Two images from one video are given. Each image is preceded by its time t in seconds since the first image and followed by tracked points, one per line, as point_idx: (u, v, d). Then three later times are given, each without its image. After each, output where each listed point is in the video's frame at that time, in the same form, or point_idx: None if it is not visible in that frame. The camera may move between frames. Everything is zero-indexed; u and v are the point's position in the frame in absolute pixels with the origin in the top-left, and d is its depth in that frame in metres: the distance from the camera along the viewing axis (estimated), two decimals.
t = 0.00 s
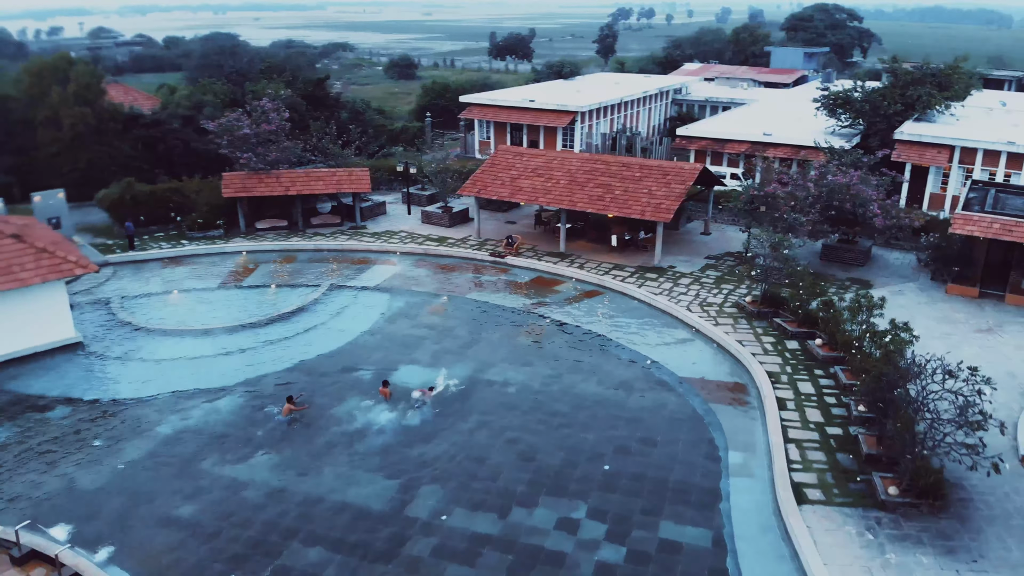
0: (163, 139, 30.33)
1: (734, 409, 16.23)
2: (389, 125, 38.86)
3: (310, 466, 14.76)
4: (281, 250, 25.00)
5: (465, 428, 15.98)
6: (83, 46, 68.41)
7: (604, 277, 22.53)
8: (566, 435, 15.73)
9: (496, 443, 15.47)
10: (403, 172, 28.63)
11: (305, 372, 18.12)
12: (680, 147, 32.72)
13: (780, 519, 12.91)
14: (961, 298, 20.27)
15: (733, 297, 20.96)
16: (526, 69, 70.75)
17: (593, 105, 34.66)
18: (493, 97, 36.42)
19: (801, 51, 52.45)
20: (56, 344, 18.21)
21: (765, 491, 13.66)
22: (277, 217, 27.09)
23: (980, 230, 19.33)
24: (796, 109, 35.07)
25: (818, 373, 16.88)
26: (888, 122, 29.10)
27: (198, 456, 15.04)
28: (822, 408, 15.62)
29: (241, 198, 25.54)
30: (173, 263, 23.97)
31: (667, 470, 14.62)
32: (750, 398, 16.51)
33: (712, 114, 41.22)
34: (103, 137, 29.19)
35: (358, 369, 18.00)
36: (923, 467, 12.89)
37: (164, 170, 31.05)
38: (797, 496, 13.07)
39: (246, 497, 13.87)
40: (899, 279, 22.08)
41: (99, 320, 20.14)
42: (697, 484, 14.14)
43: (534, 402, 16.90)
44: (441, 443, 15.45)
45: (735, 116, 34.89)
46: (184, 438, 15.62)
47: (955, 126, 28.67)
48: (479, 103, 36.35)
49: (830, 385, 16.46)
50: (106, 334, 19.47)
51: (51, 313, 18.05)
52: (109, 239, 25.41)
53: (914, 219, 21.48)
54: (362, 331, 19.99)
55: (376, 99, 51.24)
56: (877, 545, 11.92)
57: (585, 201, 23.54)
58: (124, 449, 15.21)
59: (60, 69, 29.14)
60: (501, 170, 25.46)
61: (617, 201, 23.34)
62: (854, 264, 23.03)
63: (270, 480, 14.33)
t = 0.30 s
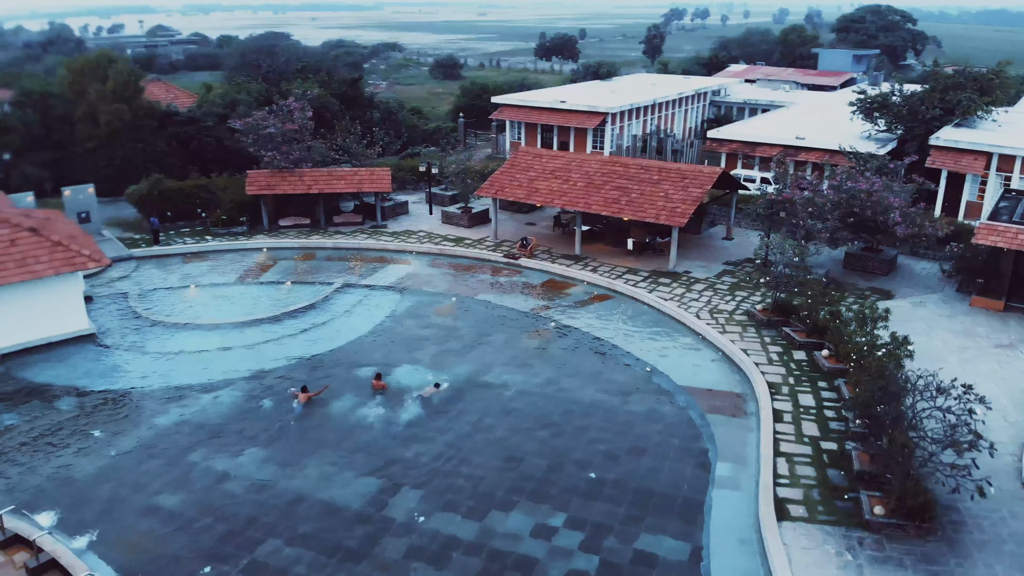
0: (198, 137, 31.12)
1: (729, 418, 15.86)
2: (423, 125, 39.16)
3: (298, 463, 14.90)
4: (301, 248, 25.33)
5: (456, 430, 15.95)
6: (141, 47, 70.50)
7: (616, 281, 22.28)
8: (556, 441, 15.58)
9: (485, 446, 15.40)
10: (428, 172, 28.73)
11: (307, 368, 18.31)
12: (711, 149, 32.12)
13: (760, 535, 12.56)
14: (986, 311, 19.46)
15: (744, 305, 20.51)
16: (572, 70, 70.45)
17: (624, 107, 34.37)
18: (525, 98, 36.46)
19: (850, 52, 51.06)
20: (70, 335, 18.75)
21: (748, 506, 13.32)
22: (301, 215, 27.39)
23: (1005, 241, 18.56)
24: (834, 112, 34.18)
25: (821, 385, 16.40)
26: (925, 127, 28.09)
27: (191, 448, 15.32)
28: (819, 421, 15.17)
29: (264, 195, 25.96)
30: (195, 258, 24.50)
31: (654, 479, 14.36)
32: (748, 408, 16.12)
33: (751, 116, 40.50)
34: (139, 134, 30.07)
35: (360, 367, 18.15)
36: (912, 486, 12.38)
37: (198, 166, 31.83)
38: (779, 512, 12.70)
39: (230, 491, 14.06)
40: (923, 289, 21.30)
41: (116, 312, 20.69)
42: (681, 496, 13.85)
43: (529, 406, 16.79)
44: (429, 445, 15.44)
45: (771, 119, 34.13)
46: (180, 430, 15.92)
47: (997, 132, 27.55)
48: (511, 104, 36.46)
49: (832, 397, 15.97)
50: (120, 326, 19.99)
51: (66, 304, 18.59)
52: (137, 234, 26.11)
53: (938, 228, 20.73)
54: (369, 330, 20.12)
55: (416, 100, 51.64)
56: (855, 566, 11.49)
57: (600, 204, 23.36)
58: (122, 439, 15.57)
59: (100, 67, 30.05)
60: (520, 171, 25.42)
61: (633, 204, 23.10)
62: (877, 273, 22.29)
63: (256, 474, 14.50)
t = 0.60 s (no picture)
0: (231, 134, 31.83)
1: (723, 429, 15.49)
2: (457, 125, 39.39)
3: (286, 459, 15.06)
4: (320, 245, 25.59)
5: (446, 432, 15.93)
6: (195, 46, 72.19)
7: (629, 285, 21.99)
8: (544, 447, 15.44)
9: (472, 449, 15.35)
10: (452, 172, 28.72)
11: (309, 365, 18.51)
12: (743, 152, 31.47)
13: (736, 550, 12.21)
14: (1009, 325, 18.73)
15: (756, 312, 20.03)
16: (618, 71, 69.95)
17: (655, 108, 34.03)
18: (556, 98, 36.45)
19: (901, 54, 49.56)
20: (84, 325, 19.26)
21: (729, 520, 12.97)
22: (325, 213, 27.68)
23: None
24: (873, 116, 33.21)
25: (822, 398, 15.89)
26: (964, 133, 27.05)
27: (185, 439, 15.61)
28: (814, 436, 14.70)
29: (288, 193, 26.33)
30: (217, 253, 24.99)
31: (638, 490, 14.12)
32: (744, 420, 15.73)
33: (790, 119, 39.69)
34: (174, 131, 30.89)
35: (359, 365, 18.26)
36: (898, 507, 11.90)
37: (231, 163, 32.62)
38: (757, 527, 12.33)
39: (216, 484, 14.29)
40: (947, 301, 20.55)
41: (133, 304, 21.22)
42: (664, 507, 13.59)
43: (523, 410, 16.67)
44: (417, 446, 15.46)
45: (807, 122, 33.27)
46: (177, 422, 16.25)
47: None
48: (542, 104, 36.50)
49: (832, 411, 15.47)
50: (134, 318, 20.50)
51: (80, 295, 19.11)
52: (164, 229, 26.75)
53: (963, 238, 19.88)
54: (375, 328, 20.23)
55: (456, 100, 51.81)
56: None
57: (615, 206, 23.11)
58: (121, 428, 15.96)
59: (138, 65, 30.91)
60: (538, 172, 25.31)
61: (649, 207, 22.79)
62: (900, 283, 21.58)
63: (244, 468, 14.71)
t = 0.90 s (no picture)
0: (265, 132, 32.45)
1: (714, 440, 15.14)
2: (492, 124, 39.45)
3: (274, 453, 15.26)
4: (340, 243, 25.73)
5: (435, 432, 15.93)
6: (250, 45, 73.82)
7: (640, 290, 21.69)
8: (530, 451, 15.31)
9: (458, 451, 15.32)
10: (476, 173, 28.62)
11: (312, 361, 18.74)
12: (775, 156, 30.70)
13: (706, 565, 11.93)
14: None
15: (765, 321, 19.54)
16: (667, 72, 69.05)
17: (688, 110, 33.52)
18: (590, 99, 36.19)
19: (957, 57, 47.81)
20: (100, 316, 19.84)
21: (703, 534, 12.68)
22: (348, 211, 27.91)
23: None
24: (915, 121, 32.09)
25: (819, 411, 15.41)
26: (1007, 140, 25.89)
27: (181, 430, 15.95)
28: (805, 450, 14.27)
29: (312, 191, 26.61)
30: (239, 249, 25.49)
31: (618, 498, 13.90)
32: (736, 431, 15.36)
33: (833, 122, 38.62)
34: (211, 129, 31.57)
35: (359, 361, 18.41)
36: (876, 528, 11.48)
37: (265, 160, 33.37)
38: (729, 543, 12.02)
39: (202, 475, 14.57)
40: (970, 314, 19.72)
41: (151, 297, 21.80)
42: (641, 518, 13.34)
43: (515, 413, 16.57)
44: (404, 445, 15.50)
45: (846, 126, 32.28)
46: (176, 413, 16.59)
47: None
48: (576, 104, 36.30)
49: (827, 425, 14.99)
50: (151, 311, 21.04)
51: (96, 287, 19.64)
52: (193, 223, 27.37)
53: (986, 249, 19.11)
54: (381, 326, 20.38)
55: (497, 101, 51.81)
56: None
57: (631, 209, 22.83)
58: (121, 417, 16.37)
59: (177, 63, 31.69)
60: (557, 173, 25.15)
61: (664, 211, 22.45)
62: (923, 294, 20.78)
63: (231, 461, 14.95)
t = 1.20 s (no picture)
0: (298, 131, 33.00)
1: (700, 452, 14.82)
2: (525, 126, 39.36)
3: (261, 448, 15.48)
4: (359, 242, 25.94)
5: (420, 433, 15.96)
6: (304, 45, 75.14)
7: (649, 296, 21.37)
8: (513, 455, 15.22)
9: (441, 453, 15.31)
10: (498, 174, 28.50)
11: (313, 358, 18.96)
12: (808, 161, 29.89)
13: None
14: None
15: (773, 331, 19.05)
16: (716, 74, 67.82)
17: (721, 113, 32.88)
18: (623, 101, 35.84)
19: (1015, 61, 45.86)
20: (115, 308, 20.42)
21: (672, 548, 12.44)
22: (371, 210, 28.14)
23: None
24: (958, 127, 30.85)
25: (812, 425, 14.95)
26: None
27: (176, 422, 16.31)
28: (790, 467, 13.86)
29: (335, 189, 26.88)
30: (261, 246, 25.96)
31: (594, 507, 13.71)
32: (723, 444, 15.01)
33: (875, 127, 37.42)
34: (244, 127, 32.03)
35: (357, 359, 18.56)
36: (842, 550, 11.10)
37: (296, 158, 33.95)
38: (693, 558, 11.76)
39: (189, 467, 14.86)
40: (991, 329, 18.89)
41: (168, 292, 22.36)
42: (614, 528, 13.13)
43: (504, 417, 16.50)
44: (389, 444, 15.57)
45: (884, 131, 31.21)
46: (174, 405, 16.97)
47: None
48: (609, 106, 36.01)
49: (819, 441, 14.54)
50: (166, 305, 21.56)
51: (112, 279, 20.23)
52: (220, 220, 28.00)
53: (1008, 261, 18.23)
54: (385, 325, 20.52)
55: (538, 102, 51.70)
56: None
57: (644, 214, 22.55)
58: (122, 407, 16.82)
59: (214, 63, 32.45)
60: (575, 176, 24.98)
61: (677, 215, 22.11)
62: (945, 307, 19.98)
63: (218, 454, 15.22)
